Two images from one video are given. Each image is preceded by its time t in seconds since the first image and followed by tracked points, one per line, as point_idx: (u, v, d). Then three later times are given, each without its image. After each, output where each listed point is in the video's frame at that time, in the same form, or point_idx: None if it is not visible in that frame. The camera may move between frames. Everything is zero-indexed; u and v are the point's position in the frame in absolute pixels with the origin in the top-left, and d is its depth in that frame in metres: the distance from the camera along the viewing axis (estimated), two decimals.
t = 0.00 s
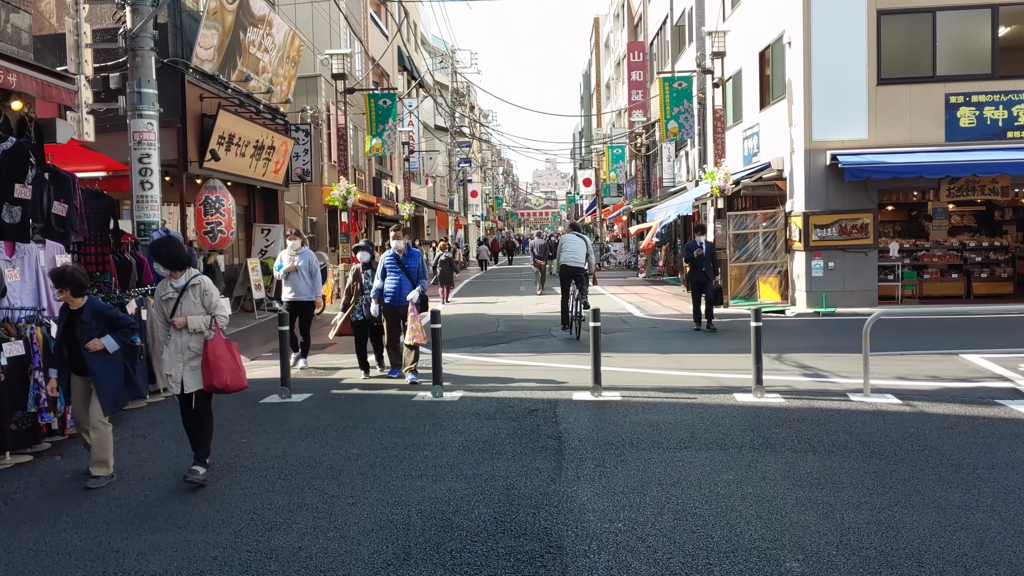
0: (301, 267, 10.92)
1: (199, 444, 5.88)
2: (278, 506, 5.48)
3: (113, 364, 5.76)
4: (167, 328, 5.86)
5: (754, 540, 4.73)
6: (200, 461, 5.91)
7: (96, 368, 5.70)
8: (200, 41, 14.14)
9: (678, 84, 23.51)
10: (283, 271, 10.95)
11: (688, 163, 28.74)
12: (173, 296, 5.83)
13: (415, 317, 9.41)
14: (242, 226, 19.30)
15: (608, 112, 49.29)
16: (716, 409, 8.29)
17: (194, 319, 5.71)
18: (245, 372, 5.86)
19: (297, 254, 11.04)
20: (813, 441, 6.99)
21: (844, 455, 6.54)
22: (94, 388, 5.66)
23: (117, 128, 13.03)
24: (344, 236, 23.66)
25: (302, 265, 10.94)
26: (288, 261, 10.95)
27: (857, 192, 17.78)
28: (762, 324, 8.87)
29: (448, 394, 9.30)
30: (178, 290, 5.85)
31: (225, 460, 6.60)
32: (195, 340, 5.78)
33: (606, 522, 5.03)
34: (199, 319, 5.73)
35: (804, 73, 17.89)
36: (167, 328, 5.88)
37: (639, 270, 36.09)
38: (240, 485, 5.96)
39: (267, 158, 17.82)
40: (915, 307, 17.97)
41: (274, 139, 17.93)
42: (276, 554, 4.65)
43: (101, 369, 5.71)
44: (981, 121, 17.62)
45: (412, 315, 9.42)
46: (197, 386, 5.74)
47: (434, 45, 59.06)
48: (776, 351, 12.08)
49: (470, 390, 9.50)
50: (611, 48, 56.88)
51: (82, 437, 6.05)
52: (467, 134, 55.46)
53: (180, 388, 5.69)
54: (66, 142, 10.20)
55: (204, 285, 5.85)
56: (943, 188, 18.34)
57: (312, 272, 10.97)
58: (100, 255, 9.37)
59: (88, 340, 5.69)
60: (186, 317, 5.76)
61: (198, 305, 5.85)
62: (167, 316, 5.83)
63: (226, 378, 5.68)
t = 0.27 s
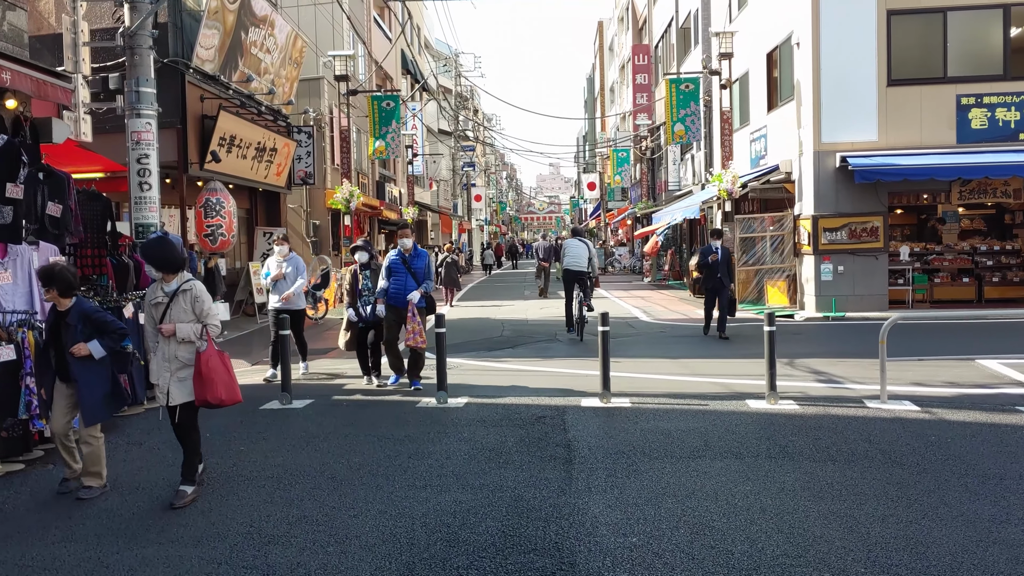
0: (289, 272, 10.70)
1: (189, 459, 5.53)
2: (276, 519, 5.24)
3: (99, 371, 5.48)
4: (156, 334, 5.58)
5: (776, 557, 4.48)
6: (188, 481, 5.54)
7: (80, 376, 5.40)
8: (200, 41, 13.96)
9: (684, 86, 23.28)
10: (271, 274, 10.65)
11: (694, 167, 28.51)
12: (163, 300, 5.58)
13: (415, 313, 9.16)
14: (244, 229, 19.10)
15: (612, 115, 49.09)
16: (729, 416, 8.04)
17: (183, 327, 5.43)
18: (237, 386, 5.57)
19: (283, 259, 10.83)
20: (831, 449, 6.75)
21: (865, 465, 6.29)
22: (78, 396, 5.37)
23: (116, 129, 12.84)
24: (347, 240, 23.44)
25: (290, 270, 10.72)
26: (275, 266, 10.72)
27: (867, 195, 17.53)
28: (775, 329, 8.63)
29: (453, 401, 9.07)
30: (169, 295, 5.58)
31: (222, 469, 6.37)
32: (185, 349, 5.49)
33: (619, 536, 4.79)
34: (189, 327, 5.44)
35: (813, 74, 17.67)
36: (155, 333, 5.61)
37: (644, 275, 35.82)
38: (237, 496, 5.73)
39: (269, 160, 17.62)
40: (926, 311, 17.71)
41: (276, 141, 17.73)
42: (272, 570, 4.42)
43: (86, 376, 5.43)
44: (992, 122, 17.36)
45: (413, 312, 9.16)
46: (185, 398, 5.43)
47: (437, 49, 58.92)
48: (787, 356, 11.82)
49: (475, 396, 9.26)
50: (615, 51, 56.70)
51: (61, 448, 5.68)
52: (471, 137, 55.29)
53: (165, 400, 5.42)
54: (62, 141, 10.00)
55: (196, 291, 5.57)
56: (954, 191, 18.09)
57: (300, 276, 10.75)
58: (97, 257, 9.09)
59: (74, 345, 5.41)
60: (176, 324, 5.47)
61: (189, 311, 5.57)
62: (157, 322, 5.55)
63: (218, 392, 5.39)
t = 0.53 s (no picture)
0: (276, 277, 9.92)
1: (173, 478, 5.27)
2: (274, 540, 5.01)
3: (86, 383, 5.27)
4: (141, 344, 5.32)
5: None
6: (181, 501, 5.32)
7: (61, 393, 5.16)
8: (200, 42, 13.75)
9: (690, 87, 23.01)
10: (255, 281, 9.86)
11: (699, 169, 28.27)
12: (151, 309, 5.32)
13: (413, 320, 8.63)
14: (244, 232, 18.88)
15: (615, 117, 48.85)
16: (742, 427, 7.80)
17: (170, 339, 5.16)
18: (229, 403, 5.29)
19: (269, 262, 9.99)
20: (850, 464, 6.50)
21: (887, 481, 6.04)
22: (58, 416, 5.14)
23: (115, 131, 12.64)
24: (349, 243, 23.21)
25: (276, 275, 9.93)
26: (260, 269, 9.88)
27: (876, 199, 17.29)
28: (789, 337, 8.39)
29: (457, 410, 8.83)
30: (158, 303, 5.32)
31: (219, 485, 6.14)
32: (172, 362, 5.24)
33: (634, 561, 4.55)
34: (176, 339, 5.18)
35: (821, 76, 17.45)
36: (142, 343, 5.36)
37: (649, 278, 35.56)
38: (234, 514, 5.50)
39: (270, 162, 17.40)
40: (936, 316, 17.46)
41: (277, 143, 17.52)
42: None
43: (66, 393, 5.18)
44: (1004, 125, 17.10)
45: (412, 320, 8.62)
46: (170, 415, 5.19)
47: (440, 51, 58.70)
48: (798, 363, 11.58)
49: (480, 406, 9.02)
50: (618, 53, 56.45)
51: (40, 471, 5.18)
52: (474, 139, 55.04)
53: (147, 415, 5.16)
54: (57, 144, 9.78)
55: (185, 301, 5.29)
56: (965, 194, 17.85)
57: (287, 281, 9.99)
58: (93, 262, 8.84)
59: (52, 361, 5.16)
60: (163, 336, 5.22)
61: (179, 322, 5.31)
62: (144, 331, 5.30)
63: (206, 410, 5.13)
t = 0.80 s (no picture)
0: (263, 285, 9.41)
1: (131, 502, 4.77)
2: (268, 553, 4.78)
3: (56, 400, 4.91)
4: (120, 353, 4.88)
5: None
6: (173, 512, 5.10)
7: (34, 406, 4.81)
8: (199, 41, 13.55)
9: (696, 88, 22.70)
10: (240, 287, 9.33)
11: (703, 171, 28.07)
12: (132, 315, 4.87)
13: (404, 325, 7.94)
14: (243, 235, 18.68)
15: (618, 120, 48.67)
16: (753, 435, 7.56)
17: (155, 349, 4.74)
18: (212, 418, 4.88)
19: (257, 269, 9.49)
20: (867, 473, 6.27)
21: (905, 491, 5.81)
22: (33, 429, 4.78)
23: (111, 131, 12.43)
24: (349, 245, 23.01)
25: (265, 283, 9.43)
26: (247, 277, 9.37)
27: (884, 201, 17.05)
28: (800, 342, 8.15)
29: (459, 417, 8.61)
30: (139, 310, 4.87)
31: (209, 497, 5.90)
32: (155, 373, 4.82)
33: None
34: (161, 349, 4.76)
35: (828, 76, 17.22)
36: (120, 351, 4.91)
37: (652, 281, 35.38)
38: (226, 527, 5.27)
39: (270, 164, 17.20)
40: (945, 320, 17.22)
41: (277, 144, 17.30)
42: None
43: (41, 404, 4.84)
44: (1013, 126, 16.88)
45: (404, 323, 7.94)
46: (151, 430, 4.77)
47: (442, 53, 58.54)
48: (807, 368, 11.34)
49: (482, 412, 8.79)
50: (621, 55, 56.33)
51: (18, 493, 4.91)
52: (476, 142, 54.88)
53: (125, 429, 4.70)
54: (50, 144, 9.55)
55: (171, 308, 4.87)
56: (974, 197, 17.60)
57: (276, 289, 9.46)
58: (86, 265, 8.62)
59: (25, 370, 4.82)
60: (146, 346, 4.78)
61: (162, 330, 4.88)
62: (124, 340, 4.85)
63: (188, 426, 4.71)
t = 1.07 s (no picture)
0: (245, 285, 8.84)
1: (106, 528, 4.45)
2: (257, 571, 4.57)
3: (30, 414, 4.65)
4: (87, 366, 4.58)
5: None
6: (154, 527, 4.84)
7: (8, 420, 4.56)
8: (195, 41, 13.36)
9: (699, 89, 22.51)
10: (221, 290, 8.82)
11: (705, 174, 27.90)
12: (99, 326, 4.55)
13: (399, 329, 7.67)
14: (242, 238, 18.49)
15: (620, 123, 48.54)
16: (760, 443, 7.35)
17: (124, 362, 4.44)
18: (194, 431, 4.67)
19: (238, 269, 8.92)
20: (881, 484, 6.05)
21: (922, 504, 5.59)
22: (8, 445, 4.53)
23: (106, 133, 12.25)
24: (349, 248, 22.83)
25: (247, 284, 8.87)
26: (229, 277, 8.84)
27: (891, 204, 16.83)
28: (809, 347, 7.93)
29: (459, 424, 8.39)
30: (106, 319, 4.55)
31: (197, 511, 5.68)
32: (125, 387, 4.54)
33: None
34: (131, 361, 4.46)
35: (833, 78, 17.01)
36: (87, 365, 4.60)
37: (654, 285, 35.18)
38: (214, 542, 5.05)
39: (268, 166, 17.01)
40: (952, 324, 17.00)
41: (276, 147, 17.12)
42: None
43: (15, 418, 4.59)
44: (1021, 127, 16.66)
45: (399, 328, 7.67)
46: (127, 447, 4.53)
47: (443, 56, 58.44)
48: (814, 373, 11.13)
49: (483, 420, 8.58)
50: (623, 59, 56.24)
51: None
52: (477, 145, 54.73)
53: (94, 450, 4.44)
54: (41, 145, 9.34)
55: (139, 317, 4.55)
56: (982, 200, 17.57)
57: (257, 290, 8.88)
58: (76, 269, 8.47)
59: None
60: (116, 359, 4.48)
61: (132, 339, 4.58)
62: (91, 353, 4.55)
63: (173, 442, 4.49)
